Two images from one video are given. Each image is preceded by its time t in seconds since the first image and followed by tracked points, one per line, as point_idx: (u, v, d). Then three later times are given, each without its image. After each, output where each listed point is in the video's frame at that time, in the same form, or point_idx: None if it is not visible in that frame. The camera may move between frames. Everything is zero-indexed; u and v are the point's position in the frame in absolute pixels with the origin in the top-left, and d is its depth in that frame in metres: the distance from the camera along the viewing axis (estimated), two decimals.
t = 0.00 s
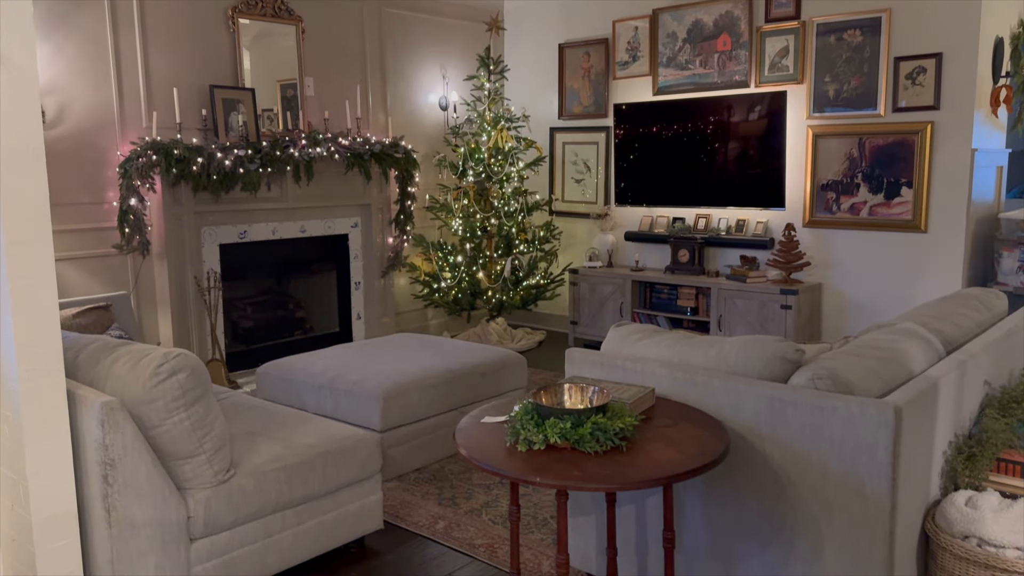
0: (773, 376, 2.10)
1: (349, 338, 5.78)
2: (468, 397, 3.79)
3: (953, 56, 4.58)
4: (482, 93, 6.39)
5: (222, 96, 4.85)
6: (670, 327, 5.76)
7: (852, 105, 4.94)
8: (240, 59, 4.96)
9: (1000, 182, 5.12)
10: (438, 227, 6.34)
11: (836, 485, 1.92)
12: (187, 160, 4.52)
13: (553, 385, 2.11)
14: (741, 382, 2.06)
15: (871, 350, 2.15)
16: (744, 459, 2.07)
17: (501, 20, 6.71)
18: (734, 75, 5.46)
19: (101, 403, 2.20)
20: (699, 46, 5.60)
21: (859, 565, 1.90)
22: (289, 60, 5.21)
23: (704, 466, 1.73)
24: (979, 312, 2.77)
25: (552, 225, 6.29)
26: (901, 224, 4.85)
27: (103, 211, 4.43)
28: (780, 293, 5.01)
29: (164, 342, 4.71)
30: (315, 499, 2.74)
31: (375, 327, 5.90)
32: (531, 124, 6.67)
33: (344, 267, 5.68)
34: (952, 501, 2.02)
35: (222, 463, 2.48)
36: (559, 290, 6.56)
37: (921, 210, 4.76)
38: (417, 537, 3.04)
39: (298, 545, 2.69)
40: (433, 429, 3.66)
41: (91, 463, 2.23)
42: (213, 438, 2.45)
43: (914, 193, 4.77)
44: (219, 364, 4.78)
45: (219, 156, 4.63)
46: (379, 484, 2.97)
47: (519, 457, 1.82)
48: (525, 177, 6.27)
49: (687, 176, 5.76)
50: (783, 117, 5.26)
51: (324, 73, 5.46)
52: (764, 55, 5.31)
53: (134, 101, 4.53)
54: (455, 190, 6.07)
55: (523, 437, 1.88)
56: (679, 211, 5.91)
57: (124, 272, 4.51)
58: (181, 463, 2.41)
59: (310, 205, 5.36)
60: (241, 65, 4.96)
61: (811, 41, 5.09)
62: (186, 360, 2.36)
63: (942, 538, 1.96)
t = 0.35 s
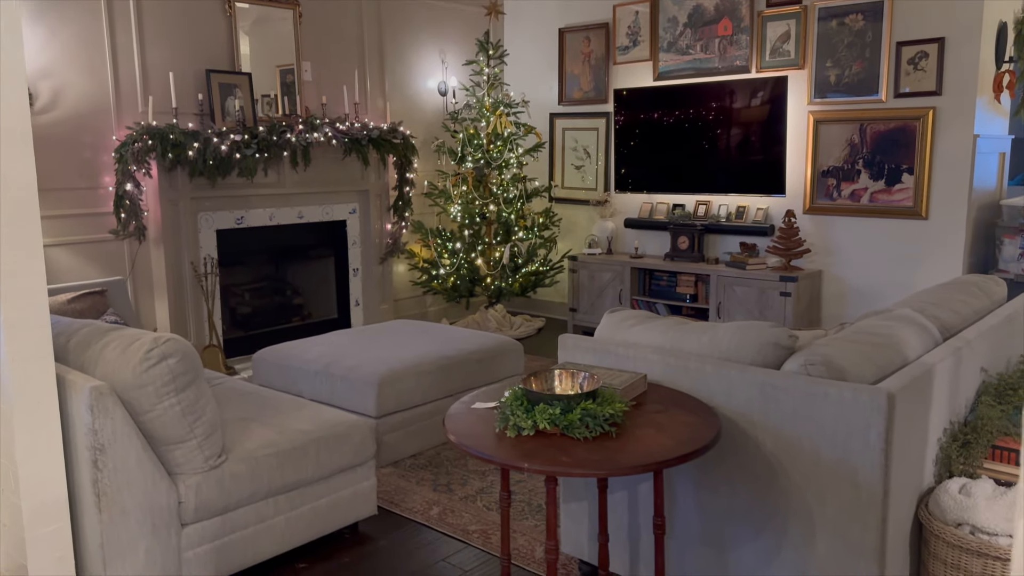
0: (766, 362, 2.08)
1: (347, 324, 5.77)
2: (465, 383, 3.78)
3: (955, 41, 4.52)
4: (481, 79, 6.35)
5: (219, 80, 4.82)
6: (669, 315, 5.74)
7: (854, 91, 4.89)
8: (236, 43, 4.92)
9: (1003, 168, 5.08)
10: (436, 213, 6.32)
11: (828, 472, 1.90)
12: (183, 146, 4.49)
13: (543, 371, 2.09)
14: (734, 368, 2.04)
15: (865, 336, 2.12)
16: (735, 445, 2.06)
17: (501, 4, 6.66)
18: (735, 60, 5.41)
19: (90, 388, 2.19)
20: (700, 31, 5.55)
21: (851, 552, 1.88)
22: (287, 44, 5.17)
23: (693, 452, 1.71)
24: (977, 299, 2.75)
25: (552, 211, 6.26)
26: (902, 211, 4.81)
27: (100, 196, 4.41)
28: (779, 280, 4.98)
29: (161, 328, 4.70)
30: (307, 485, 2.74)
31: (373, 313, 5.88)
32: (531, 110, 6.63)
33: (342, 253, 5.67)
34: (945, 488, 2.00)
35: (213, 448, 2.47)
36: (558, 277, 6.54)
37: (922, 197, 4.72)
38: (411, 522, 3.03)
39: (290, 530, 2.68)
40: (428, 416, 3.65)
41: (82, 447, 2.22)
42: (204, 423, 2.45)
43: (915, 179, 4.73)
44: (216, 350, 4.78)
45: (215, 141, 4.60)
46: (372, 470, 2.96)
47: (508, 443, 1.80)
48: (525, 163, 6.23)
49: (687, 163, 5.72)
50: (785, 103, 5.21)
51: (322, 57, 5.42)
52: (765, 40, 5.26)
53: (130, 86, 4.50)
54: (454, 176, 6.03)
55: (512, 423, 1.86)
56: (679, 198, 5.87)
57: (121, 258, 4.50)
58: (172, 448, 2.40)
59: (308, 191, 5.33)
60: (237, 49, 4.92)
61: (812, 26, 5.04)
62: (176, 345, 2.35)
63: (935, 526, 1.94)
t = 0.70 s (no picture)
0: (753, 356, 2.06)
1: (342, 317, 5.76)
2: (457, 377, 3.76)
3: (953, 33, 4.49)
4: (477, 71, 6.32)
5: (212, 72, 4.79)
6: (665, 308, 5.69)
7: (850, 84, 4.86)
8: (229, 35, 4.89)
9: (1000, 161, 5.05)
10: (432, 206, 6.30)
11: (815, 467, 1.88)
12: (175, 138, 4.47)
13: (529, 365, 2.07)
14: (721, 362, 2.03)
15: (854, 330, 2.11)
16: (722, 440, 2.04)
17: None
18: (732, 52, 5.38)
19: (75, 380, 2.18)
20: (697, 23, 5.52)
21: (837, 547, 1.87)
22: (281, 35, 5.14)
23: (678, 446, 1.70)
24: (970, 292, 2.73)
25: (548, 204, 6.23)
26: (898, 204, 4.79)
27: (92, 188, 4.39)
28: (775, 274, 4.96)
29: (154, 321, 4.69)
30: (296, 478, 2.73)
31: (368, 306, 5.87)
32: (527, 102, 6.60)
33: (336, 246, 5.65)
34: (934, 484, 1.99)
35: (200, 441, 2.46)
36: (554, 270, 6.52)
37: (918, 190, 4.70)
38: (401, 516, 3.02)
39: (278, 524, 2.67)
40: (420, 409, 3.64)
41: (66, 440, 2.20)
42: (190, 416, 2.43)
43: (912, 172, 4.70)
44: (209, 343, 4.76)
45: (208, 132, 4.58)
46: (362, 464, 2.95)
47: (492, 437, 1.79)
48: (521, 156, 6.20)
49: (684, 156, 5.69)
50: (782, 96, 5.18)
51: (316, 49, 5.38)
52: (762, 32, 5.23)
53: (122, 77, 4.47)
54: (450, 169, 6.01)
55: (496, 418, 1.84)
56: (675, 191, 5.85)
57: (113, 250, 4.48)
58: (158, 441, 2.38)
59: (303, 184, 5.31)
60: (231, 41, 4.89)
61: (810, 18, 5.00)
62: (162, 338, 2.33)
63: (923, 521, 1.93)
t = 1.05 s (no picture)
0: (737, 354, 2.04)
1: (332, 315, 5.73)
2: (445, 376, 3.74)
3: (943, 30, 4.47)
4: (468, 68, 6.29)
5: (199, 69, 4.76)
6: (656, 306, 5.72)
7: (841, 81, 4.85)
8: (217, 31, 4.85)
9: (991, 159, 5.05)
10: (422, 204, 6.28)
11: (797, 466, 1.87)
12: (161, 135, 4.43)
13: (511, 363, 2.05)
14: (704, 361, 2.01)
15: (839, 328, 2.09)
16: (705, 439, 2.02)
17: None
18: (723, 49, 5.37)
19: (51, 379, 2.15)
20: (688, 20, 5.50)
21: (820, 547, 1.85)
22: (269, 32, 5.10)
23: (659, 445, 1.68)
24: (957, 290, 2.71)
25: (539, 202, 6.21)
26: (889, 202, 4.78)
27: (78, 186, 4.36)
28: (765, 272, 4.95)
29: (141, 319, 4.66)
30: (279, 478, 2.70)
31: (358, 305, 5.84)
32: (518, 99, 6.57)
33: (326, 244, 5.62)
34: (917, 482, 1.97)
35: (181, 441, 2.43)
36: (545, 268, 6.50)
37: (909, 187, 4.69)
38: (386, 516, 3.00)
39: (261, 524, 2.65)
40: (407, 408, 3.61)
41: (43, 440, 2.18)
42: (170, 416, 2.40)
43: (902, 170, 4.69)
44: (197, 341, 4.73)
45: (194, 129, 4.54)
46: (346, 464, 2.93)
47: (471, 436, 1.76)
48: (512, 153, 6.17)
49: (675, 153, 5.67)
50: (773, 93, 5.16)
51: (305, 46, 5.35)
52: (753, 30, 5.21)
53: (108, 74, 4.44)
54: (440, 167, 5.98)
55: (476, 417, 1.82)
56: (666, 189, 5.83)
57: (100, 248, 4.45)
58: (137, 441, 2.36)
59: (291, 181, 5.28)
60: (219, 37, 4.86)
61: (800, 15, 4.98)
62: (141, 336, 2.30)
63: (906, 520, 1.91)
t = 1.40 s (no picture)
0: (726, 359, 2.02)
1: (320, 320, 5.68)
2: (433, 381, 3.70)
3: (931, 32, 4.48)
4: (456, 71, 6.26)
5: (183, 72, 4.71)
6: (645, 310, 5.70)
7: (830, 83, 4.84)
8: (202, 34, 4.81)
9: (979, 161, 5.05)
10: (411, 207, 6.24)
11: (788, 472, 1.84)
12: (145, 139, 4.38)
13: (497, 370, 2.02)
14: (693, 366, 1.98)
15: (829, 332, 2.07)
16: (695, 445, 2.00)
17: None
18: (711, 52, 5.36)
19: (28, 388, 2.10)
20: (676, 22, 5.49)
21: (811, 554, 1.82)
22: (255, 35, 5.06)
23: (647, 453, 1.65)
24: (947, 293, 2.70)
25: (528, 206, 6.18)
26: (878, 204, 4.77)
27: (61, 190, 4.30)
28: (755, 274, 4.94)
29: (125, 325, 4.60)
30: (263, 487, 2.66)
31: (346, 310, 5.79)
32: (507, 102, 6.55)
33: (313, 248, 5.57)
34: (909, 488, 1.95)
35: (162, 450, 2.39)
36: (535, 272, 6.47)
37: (897, 189, 4.69)
38: (373, 524, 2.96)
39: (245, 534, 2.60)
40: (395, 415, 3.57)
41: (20, 450, 2.13)
42: (151, 425, 2.35)
43: (891, 172, 4.69)
44: (181, 348, 4.68)
45: (179, 132, 4.49)
46: (332, 472, 2.89)
47: (457, 445, 1.73)
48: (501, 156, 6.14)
49: (664, 156, 5.66)
50: (762, 95, 5.16)
51: (291, 48, 5.31)
52: (741, 32, 5.21)
53: (91, 77, 4.38)
54: (429, 170, 5.94)
55: (462, 425, 1.79)
56: (656, 192, 5.82)
57: (83, 254, 4.39)
58: (117, 450, 2.31)
59: (278, 185, 5.24)
60: (203, 40, 4.81)
61: (788, 18, 4.98)
62: (121, 344, 2.26)
63: (898, 526, 1.89)
